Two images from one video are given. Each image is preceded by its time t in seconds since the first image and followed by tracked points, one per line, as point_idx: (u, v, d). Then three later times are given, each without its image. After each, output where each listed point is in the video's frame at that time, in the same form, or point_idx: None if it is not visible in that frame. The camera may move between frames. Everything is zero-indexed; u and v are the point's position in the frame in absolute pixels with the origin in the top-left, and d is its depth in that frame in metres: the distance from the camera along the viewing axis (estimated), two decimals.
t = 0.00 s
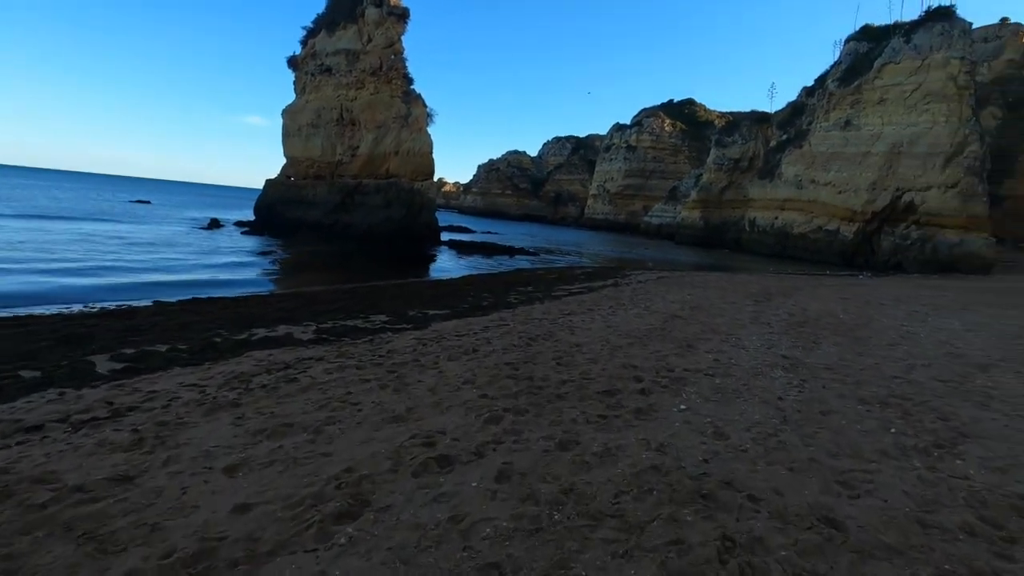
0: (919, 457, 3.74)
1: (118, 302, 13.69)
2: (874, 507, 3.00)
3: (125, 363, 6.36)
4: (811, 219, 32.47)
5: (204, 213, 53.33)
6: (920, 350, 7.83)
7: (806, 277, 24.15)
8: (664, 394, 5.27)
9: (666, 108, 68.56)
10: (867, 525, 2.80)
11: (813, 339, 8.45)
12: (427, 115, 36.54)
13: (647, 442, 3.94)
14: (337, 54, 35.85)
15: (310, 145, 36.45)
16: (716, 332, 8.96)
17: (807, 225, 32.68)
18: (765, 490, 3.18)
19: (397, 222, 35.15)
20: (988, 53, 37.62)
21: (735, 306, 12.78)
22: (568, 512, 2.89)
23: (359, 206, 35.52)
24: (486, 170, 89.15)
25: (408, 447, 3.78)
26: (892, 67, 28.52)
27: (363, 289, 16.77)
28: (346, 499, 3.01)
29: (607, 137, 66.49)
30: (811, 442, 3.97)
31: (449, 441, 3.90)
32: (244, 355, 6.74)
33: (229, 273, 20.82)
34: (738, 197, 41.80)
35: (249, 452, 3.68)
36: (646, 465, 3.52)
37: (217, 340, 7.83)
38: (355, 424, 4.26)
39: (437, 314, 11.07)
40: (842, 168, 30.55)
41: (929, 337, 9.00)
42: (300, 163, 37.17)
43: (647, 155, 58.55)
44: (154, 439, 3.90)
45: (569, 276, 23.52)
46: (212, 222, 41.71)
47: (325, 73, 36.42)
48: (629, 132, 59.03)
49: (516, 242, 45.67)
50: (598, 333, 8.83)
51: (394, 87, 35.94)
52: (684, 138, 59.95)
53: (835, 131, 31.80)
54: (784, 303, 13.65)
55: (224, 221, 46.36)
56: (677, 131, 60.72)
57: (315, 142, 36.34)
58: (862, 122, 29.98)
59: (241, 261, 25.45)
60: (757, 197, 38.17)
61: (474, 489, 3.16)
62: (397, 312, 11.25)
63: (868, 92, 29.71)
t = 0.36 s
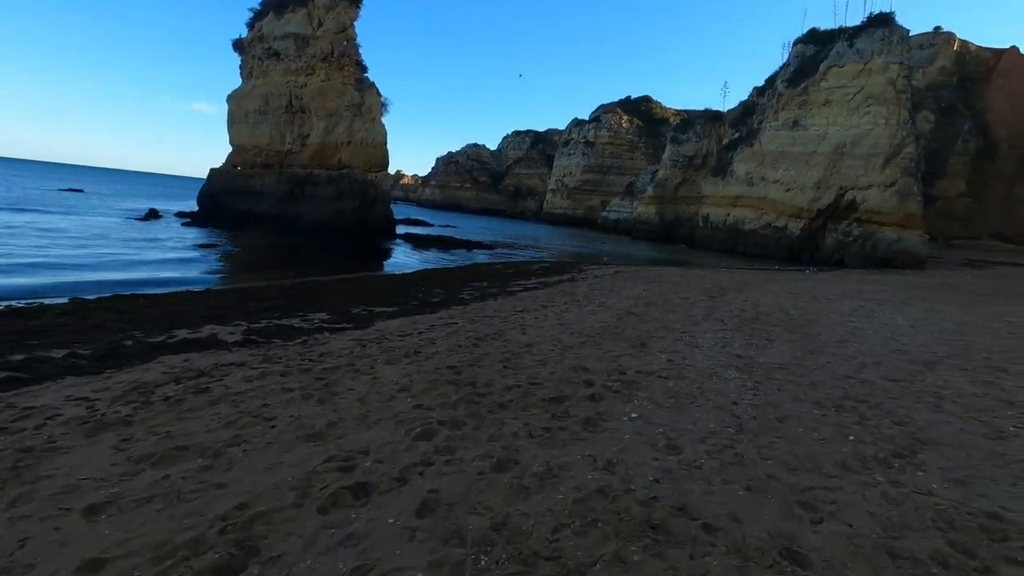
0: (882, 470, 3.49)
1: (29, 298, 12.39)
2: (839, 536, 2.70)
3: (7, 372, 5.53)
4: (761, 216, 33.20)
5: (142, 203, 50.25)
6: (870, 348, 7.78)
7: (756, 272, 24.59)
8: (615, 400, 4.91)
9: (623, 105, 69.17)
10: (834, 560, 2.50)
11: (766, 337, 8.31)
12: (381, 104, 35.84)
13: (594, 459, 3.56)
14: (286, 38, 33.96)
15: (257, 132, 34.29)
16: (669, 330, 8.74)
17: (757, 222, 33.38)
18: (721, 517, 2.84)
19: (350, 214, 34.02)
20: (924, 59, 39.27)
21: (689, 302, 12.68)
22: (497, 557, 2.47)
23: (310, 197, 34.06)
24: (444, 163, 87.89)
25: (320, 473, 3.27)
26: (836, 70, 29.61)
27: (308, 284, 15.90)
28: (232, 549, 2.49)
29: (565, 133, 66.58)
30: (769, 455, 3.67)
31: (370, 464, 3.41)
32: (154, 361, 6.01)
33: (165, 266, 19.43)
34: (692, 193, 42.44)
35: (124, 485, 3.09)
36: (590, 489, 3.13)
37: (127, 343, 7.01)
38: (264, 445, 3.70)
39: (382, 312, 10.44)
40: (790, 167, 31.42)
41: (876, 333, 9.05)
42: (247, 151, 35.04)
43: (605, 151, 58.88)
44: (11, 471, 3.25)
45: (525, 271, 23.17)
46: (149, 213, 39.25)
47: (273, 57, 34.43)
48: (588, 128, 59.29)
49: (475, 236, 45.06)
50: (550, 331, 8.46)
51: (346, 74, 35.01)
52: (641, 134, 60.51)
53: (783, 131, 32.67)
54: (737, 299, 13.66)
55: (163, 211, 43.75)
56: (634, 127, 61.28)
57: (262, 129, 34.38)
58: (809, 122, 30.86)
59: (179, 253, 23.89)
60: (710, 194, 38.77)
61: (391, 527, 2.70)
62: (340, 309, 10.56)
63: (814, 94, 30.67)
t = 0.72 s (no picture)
0: (855, 480, 3.15)
1: None
2: (819, 569, 2.31)
3: None
4: (711, 211, 33.74)
5: (68, 200, 46.70)
6: (825, 340, 7.64)
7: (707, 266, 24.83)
8: (565, 406, 4.45)
9: (578, 101, 69.37)
10: None
11: (722, 331, 8.08)
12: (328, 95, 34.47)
13: (538, 481, 3.08)
14: (225, 24, 32.03)
15: (194, 123, 32.22)
16: (624, 325, 8.38)
17: (708, 216, 33.91)
18: (684, 554, 2.41)
19: (296, 210, 32.57)
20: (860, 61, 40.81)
21: (644, 296, 12.43)
22: None
23: (253, 192, 32.34)
24: (398, 158, 86.06)
25: (202, 516, 2.65)
26: (781, 69, 30.28)
27: (244, 283, 14.84)
28: None
29: (520, 128, 66.23)
30: (732, 466, 3.29)
31: (267, 501, 2.81)
32: (33, 376, 5.14)
33: (90, 265, 17.91)
34: (645, 188, 42.85)
35: None
36: (532, 522, 2.64)
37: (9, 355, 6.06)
38: (137, 480, 3.03)
39: (320, 312, 9.68)
40: (738, 163, 32.00)
41: (828, 325, 8.96)
42: (185, 145, 32.74)
43: (561, 147, 58.82)
44: None
45: (479, 267, 22.61)
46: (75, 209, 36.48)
47: (211, 44, 32.27)
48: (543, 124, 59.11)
49: (431, 232, 44.04)
50: (500, 330, 7.95)
51: (290, 63, 33.37)
52: (595, 131, 60.75)
53: (731, 128, 33.17)
54: (691, 293, 13.51)
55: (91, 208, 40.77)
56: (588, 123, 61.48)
57: (201, 120, 32.16)
58: (756, 120, 31.49)
59: (107, 251, 22.07)
60: (662, 189, 39.15)
61: None
62: (273, 310, 9.72)
63: (760, 93, 31.30)
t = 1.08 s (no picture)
0: (867, 530, 2.72)
1: None
2: None
3: None
4: (682, 212, 33.81)
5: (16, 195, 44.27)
6: (807, 348, 7.31)
7: (679, 266, 24.67)
8: (533, 434, 3.93)
9: (551, 101, 69.14)
10: None
11: (701, 339, 7.70)
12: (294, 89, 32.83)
13: (499, 542, 2.56)
14: (184, 14, 30.68)
15: (151, 118, 30.82)
16: (598, 333, 7.92)
17: (679, 217, 33.95)
18: None
19: (260, 209, 31.17)
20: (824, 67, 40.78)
21: (618, 300, 12.03)
22: None
23: (213, 190, 31.00)
24: (370, 156, 84.57)
25: None
26: (750, 73, 30.32)
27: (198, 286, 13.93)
28: None
29: (494, 128, 65.68)
30: (725, 514, 2.84)
31: None
32: None
33: (44, 267, 16.84)
34: (618, 189, 42.81)
35: None
36: None
37: None
38: None
39: (274, 319, 8.99)
40: (709, 164, 32.13)
41: (804, 331, 8.69)
42: (142, 139, 31.38)
43: (534, 147, 58.45)
44: None
45: (451, 268, 21.98)
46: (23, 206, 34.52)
47: (169, 35, 30.88)
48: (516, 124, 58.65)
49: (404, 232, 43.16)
50: (467, 339, 7.41)
51: (253, 56, 31.88)
52: (568, 131, 60.51)
53: (702, 130, 33.17)
54: (666, 295, 13.19)
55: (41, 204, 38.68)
56: (562, 124, 61.26)
57: (159, 116, 30.80)
58: (725, 122, 31.67)
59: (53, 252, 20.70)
60: (635, 190, 39.11)
61: None
62: (221, 317, 8.96)
63: (729, 96, 31.51)
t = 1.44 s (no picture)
0: None
1: None
2: None
3: None
4: (662, 214, 33.75)
5: None
6: (787, 356, 6.99)
7: (659, 268, 24.49)
8: (488, 459, 3.48)
9: (533, 101, 68.82)
10: None
11: (678, 346, 7.34)
12: (267, 82, 31.57)
13: None
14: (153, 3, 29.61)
15: (118, 109, 29.69)
16: (570, 340, 7.51)
17: (658, 219, 33.86)
18: None
19: (230, 205, 30.00)
20: (800, 74, 40.66)
21: (594, 303, 11.66)
22: None
23: (182, 186, 29.86)
24: (350, 154, 83.35)
25: None
26: (728, 77, 30.34)
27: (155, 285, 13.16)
28: None
29: (475, 127, 65.10)
30: (701, 564, 2.44)
31: None
32: None
33: (3, 267, 15.74)
34: (598, 190, 42.65)
35: None
36: None
37: None
38: None
39: (228, 322, 8.41)
40: (687, 167, 32.13)
41: (781, 337, 8.41)
42: (108, 132, 30.20)
43: (516, 147, 58.09)
44: None
45: (426, 268, 21.42)
46: None
47: (137, 24, 29.78)
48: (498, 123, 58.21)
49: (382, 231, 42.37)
50: (431, 346, 6.93)
51: (225, 47, 30.75)
52: (549, 131, 60.19)
53: (681, 133, 33.17)
54: (643, 298, 12.88)
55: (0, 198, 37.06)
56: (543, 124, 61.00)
57: (125, 108, 29.71)
58: (704, 126, 31.71)
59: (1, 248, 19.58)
60: (614, 191, 38.96)
61: None
62: (169, 320, 8.33)
63: (708, 99, 31.56)
